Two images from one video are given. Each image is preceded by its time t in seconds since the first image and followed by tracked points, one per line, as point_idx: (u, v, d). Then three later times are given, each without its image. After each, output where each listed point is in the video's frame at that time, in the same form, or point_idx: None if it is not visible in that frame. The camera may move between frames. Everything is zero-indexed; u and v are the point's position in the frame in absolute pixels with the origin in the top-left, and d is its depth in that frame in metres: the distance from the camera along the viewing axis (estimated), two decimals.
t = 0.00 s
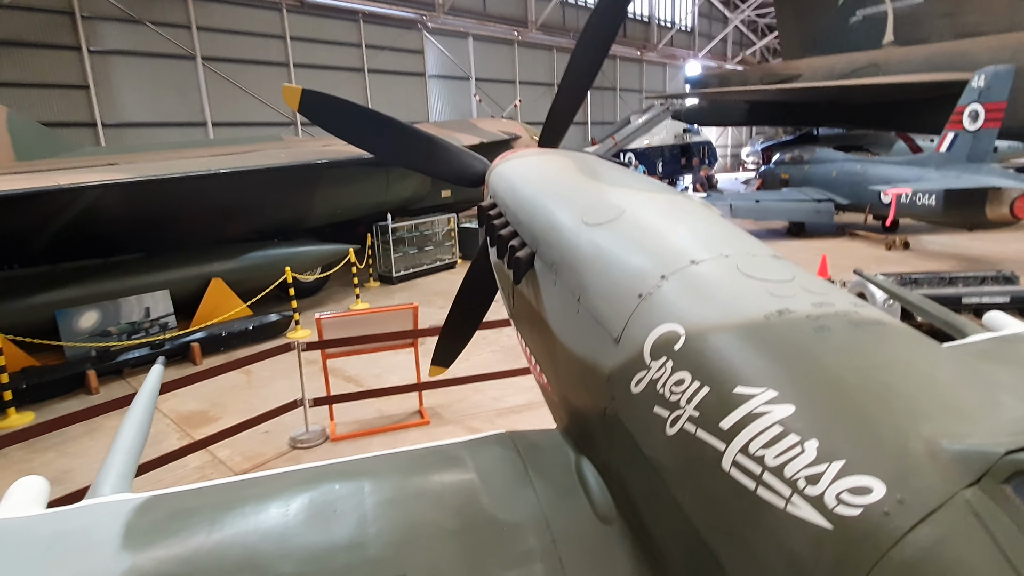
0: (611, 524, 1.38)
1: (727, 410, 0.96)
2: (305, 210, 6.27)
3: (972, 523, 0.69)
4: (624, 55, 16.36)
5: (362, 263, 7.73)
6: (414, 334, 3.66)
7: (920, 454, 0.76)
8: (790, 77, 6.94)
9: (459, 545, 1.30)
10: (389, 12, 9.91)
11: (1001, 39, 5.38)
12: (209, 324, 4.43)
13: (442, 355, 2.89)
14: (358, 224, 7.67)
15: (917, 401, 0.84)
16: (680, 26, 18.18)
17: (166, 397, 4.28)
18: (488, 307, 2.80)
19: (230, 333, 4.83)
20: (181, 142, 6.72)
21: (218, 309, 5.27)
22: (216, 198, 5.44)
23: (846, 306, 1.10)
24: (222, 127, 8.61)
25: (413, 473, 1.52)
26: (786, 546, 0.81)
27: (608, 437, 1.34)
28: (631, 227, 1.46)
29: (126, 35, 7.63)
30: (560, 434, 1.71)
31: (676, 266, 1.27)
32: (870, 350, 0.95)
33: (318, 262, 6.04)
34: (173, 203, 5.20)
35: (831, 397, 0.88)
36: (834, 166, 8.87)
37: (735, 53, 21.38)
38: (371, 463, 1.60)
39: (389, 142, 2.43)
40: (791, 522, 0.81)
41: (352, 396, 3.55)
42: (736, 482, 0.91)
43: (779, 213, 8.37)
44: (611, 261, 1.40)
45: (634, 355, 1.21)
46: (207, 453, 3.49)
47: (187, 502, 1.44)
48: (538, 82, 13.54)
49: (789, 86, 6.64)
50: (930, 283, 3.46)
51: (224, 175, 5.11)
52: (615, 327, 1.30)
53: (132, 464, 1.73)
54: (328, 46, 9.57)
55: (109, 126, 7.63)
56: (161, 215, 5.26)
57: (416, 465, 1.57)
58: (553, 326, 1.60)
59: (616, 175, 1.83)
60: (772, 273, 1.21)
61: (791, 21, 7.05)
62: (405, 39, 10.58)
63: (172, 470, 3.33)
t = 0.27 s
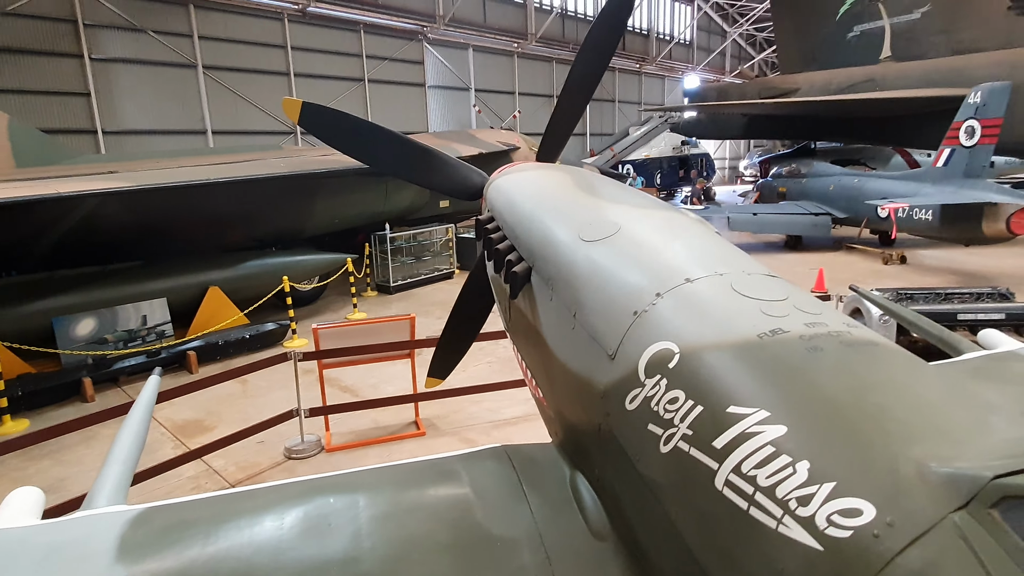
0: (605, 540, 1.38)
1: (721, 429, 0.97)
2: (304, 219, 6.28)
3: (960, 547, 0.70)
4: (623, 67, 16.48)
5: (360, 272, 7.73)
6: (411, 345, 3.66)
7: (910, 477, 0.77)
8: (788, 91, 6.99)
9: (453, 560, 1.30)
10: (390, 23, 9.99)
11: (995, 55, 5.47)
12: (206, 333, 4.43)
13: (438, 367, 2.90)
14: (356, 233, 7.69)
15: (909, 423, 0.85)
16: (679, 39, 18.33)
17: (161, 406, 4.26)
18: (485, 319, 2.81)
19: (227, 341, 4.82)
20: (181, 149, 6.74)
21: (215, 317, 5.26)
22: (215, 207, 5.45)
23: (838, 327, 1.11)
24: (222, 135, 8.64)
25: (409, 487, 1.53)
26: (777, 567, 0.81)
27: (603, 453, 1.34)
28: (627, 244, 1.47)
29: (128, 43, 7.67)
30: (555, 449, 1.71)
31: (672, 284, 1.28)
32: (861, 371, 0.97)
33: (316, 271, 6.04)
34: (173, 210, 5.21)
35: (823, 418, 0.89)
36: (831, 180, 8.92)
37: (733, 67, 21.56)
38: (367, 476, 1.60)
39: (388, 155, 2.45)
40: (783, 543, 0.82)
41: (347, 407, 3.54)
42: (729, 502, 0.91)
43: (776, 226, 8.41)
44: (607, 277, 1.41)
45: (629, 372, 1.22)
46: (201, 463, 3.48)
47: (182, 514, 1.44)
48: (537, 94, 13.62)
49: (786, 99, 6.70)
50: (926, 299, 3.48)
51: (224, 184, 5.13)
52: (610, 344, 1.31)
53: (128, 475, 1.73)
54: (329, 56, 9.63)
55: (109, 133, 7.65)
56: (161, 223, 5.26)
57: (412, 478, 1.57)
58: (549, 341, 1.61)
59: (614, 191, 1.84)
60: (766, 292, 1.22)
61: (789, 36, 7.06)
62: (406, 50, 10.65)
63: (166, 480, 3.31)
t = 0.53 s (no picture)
0: (579, 553, 1.38)
1: (694, 445, 0.98)
2: (282, 224, 6.21)
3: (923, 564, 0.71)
4: (604, 78, 16.66)
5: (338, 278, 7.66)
6: (389, 353, 3.63)
7: (876, 495, 0.79)
8: (765, 105, 7.11)
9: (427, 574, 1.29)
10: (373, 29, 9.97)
11: (963, 74, 5.65)
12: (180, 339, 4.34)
13: (416, 376, 2.88)
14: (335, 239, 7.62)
15: (875, 443, 0.87)
16: (660, 52, 18.60)
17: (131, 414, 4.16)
18: (463, 329, 2.80)
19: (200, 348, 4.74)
20: (156, 151, 6.62)
21: (189, 323, 5.17)
22: (191, 211, 5.36)
23: (808, 344, 1.13)
24: (199, 138, 8.53)
25: (383, 500, 1.51)
26: None
27: (577, 466, 1.34)
28: (605, 258, 1.48)
29: (103, 43, 7.54)
30: (530, 461, 1.71)
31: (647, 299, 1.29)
32: (830, 390, 0.98)
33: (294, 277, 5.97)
34: (148, 214, 5.11)
35: (793, 436, 0.90)
36: (806, 194, 9.10)
37: (712, 80, 21.93)
38: (341, 489, 1.57)
39: (367, 163, 2.44)
40: (752, 560, 0.82)
41: (323, 415, 3.49)
42: (700, 518, 0.92)
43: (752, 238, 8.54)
44: (584, 291, 1.42)
45: (604, 387, 1.22)
46: (172, 473, 3.40)
47: (149, 529, 1.41)
48: (519, 102, 13.69)
49: (763, 113, 6.82)
50: (896, 313, 3.56)
51: (201, 188, 5.05)
52: (586, 358, 1.31)
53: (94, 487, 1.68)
54: (310, 60, 9.57)
55: (82, 133, 7.49)
56: (135, 227, 5.16)
57: (386, 491, 1.55)
58: (526, 353, 1.61)
59: (592, 204, 1.86)
60: (740, 309, 1.24)
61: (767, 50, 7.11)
62: (388, 56, 10.64)
63: (134, 490, 3.23)
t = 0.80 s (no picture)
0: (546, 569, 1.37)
1: (657, 462, 0.99)
2: (247, 233, 6.09)
3: None
4: (575, 89, 16.85)
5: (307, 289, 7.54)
6: (357, 366, 3.58)
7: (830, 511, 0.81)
8: (731, 118, 7.22)
9: None
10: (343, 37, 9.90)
11: (917, 91, 5.89)
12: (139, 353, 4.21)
13: (384, 390, 2.85)
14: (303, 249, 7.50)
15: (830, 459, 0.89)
16: (629, 64, 18.92)
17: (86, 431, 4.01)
18: (431, 341, 2.78)
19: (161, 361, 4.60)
20: (116, 159, 6.43)
21: (149, 336, 5.01)
22: (152, 221, 5.22)
23: (768, 359, 1.16)
24: (162, 145, 8.32)
25: (348, 519, 1.48)
26: None
27: (544, 482, 1.34)
28: (571, 274, 1.49)
29: (62, 47, 7.32)
30: (499, 475, 1.71)
31: (612, 315, 1.30)
32: (788, 407, 1.01)
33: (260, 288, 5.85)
34: (107, 223, 4.95)
35: (752, 453, 0.92)
36: (770, 205, 9.33)
37: (680, 92, 22.39)
38: (304, 509, 1.54)
39: (335, 175, 2.41)
40: None
41: (289, 430, 3.42)
42: (663, 535, 0.93)
43: (719, 247, 8.70)
44: (551, 306, 1.43)
45: (570, 403, 1.23)
46: (130, 492, 3.28)
47: (102, 555, 1.36)
48: (490, 112, 13.75)
49: (728, 126, 6.98)
50: (856, 322, 3.67)
51: (163, 197, 4.92)
52: (553, 375, 1.31)
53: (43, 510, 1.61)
54: (278, 67, 9.44)
55: (38, 139, 7.23)
56: (94, 237, 5.00)
57: (352, 510, 1.52)
58: (494, 368, 1.61)
59: (559, 218, 1.87)
60: (702, 324, 1.26)
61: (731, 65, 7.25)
62: (358, 63, 10.57)
63: (89, 510, 3.11)
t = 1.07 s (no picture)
0: None
1: (632, 479, 1.00)
2: (225, 245, 6.01)
3: None
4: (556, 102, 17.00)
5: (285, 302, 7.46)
6: (335, 381, 3.54)
7: (798, 528, 0.82)
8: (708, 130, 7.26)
9: None
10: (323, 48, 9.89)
11: (887, 107, 6.05)
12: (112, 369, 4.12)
13: (363, 405, 2.82)
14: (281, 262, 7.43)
15: (799, 475, 0.90)
16: (609, 78, 19.17)
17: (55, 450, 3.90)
18: (410, 355, 2.76)
19: (134, 377, 4.50)
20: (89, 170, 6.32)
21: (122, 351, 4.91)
22: (126, 233, 5.13)
23: (741, 376, 1.18)
24: (138, 156, 8.20)
25: (323, 540, 1.46)
26: None
27: (522, 498, 1.34)
28: (548, 290, 1.50)
29: (35, 56, 7.19)
30: (478, 492, 1.70)
31: (588, 332, 1.31)
32: (760, 423, 1.02)
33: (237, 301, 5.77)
34: (80, 236, 4.85)
35: (725, 471, 0.93)
36: (747, 218, 9.47)
37: (659, 105, 22.72)
38: (278, 530, 1.52)
39: (311, 189, 2.40)
40: None
41: (265, 447, 3.36)
42: (638, 553, 0.93)
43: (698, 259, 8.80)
44: (528, 323, 1.43)
45: (547, 421, 1.23)
46: (99, 513, 3.20)
47: None
48: (471, 124, 13.80)
49: (706, 139, 7.09)
50: (829, 334, 3.74)
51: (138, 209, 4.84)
52: (530, 392, 1.32)
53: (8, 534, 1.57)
54: (257, 78, 9.38)
55: (9, 149, 7.07)
56: (65, 249, 4.89)
57: (327, 530, 1.50)
58: (472, 385, 1.61)
59: (537, 234, 1.88)
60: (677, 341, 1.28)
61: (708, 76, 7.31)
62: (338, 75, 10.55)
63: (57, 532, 3.02)
